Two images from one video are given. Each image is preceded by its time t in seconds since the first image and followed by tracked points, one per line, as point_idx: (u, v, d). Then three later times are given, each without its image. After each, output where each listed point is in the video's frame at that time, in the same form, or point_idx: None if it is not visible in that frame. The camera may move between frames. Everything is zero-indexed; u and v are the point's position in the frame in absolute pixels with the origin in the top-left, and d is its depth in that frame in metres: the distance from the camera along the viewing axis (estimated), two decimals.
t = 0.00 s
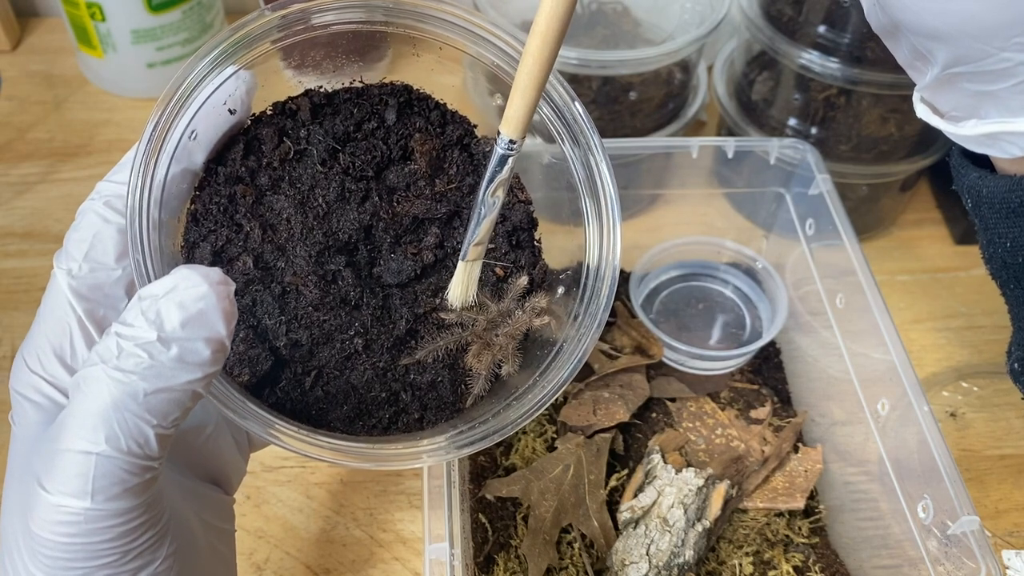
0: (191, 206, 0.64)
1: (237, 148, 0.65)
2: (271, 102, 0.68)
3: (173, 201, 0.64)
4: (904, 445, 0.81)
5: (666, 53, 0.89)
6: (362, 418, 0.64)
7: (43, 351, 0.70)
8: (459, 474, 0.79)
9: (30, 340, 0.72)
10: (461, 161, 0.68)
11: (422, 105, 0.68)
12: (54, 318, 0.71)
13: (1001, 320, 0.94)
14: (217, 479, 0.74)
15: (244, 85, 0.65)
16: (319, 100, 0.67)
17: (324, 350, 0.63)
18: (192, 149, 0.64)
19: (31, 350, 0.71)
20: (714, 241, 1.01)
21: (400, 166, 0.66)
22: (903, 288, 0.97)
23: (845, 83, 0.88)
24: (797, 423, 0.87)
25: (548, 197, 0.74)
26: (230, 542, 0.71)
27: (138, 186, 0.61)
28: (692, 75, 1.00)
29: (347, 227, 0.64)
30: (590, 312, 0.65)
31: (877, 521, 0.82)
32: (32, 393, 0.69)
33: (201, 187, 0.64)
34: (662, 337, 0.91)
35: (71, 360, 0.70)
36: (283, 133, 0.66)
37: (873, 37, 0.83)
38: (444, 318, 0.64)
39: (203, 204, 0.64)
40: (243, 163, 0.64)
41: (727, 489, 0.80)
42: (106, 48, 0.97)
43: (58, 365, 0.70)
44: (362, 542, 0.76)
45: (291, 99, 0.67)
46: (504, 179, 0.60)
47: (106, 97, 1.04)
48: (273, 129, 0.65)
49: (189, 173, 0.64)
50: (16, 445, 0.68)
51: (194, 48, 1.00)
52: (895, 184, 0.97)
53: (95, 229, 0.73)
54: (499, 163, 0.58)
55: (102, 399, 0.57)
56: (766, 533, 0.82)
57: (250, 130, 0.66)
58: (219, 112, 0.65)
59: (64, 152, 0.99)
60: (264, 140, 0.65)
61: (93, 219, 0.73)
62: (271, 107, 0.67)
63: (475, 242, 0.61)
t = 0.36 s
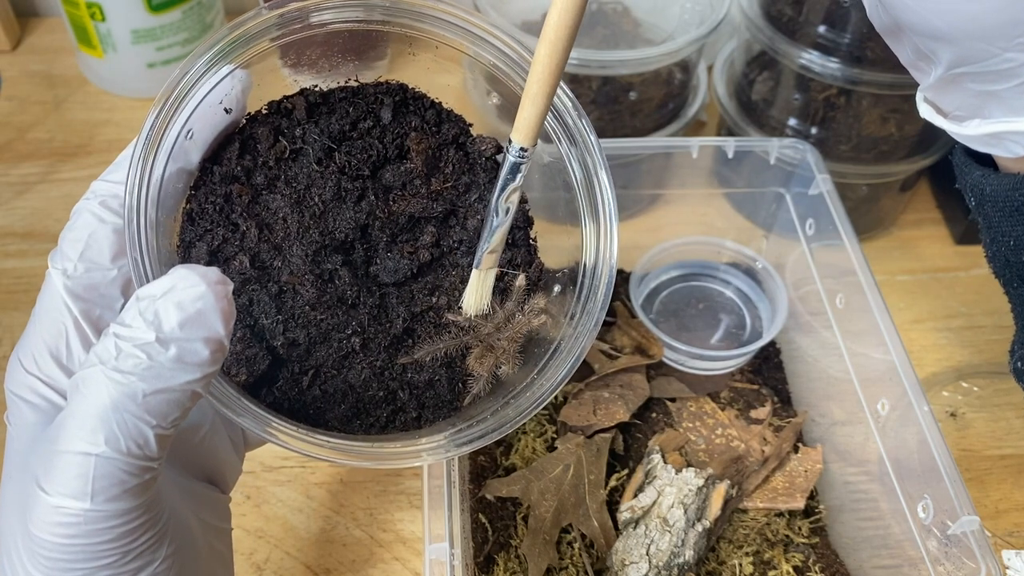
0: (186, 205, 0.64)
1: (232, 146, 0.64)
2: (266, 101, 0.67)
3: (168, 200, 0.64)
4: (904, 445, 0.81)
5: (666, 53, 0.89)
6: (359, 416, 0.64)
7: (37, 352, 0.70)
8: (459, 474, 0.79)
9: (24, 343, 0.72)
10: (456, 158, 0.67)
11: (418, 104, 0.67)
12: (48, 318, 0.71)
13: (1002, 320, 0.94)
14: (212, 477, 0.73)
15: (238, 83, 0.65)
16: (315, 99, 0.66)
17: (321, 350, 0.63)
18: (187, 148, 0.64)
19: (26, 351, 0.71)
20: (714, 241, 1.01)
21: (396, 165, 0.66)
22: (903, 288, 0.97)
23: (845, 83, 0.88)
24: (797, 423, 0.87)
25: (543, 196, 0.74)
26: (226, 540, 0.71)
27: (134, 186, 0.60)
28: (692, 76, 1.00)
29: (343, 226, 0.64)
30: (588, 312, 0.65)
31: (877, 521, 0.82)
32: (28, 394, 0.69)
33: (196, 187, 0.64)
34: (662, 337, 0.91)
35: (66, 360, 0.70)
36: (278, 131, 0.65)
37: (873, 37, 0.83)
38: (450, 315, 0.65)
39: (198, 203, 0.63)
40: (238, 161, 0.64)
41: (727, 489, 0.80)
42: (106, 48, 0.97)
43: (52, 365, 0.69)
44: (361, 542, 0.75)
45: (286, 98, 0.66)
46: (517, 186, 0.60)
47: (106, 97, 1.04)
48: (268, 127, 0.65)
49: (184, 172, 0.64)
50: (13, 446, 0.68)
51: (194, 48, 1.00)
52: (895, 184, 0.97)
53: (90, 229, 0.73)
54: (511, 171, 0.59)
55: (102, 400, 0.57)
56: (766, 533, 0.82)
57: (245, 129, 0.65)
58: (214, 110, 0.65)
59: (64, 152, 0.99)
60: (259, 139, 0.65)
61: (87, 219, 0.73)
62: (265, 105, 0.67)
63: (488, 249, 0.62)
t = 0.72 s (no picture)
0: (186, 205, 0.64)
1: (231, 146, 0.64)
2: (265, 100, 0.67)
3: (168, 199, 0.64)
4: (904, 445, 0.81)
5: (666, 53, 0.89)
6: (359, 417, 0.64)
7: (36, 353, 0.70)
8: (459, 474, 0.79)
9: (22, 343, 0.72)
10: (455, 158, 0.67)
11: (417, 103, 0.68)
12: (46, 318, 0.71)
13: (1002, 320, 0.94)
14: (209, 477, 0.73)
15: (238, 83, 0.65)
16: (314, 98, 0.66)
17: (320, 349, 0.63)
18: (186, 148, 0.64)
19: (24, 351, 0.71)
20: (714, 241, 1.01)
21: (395, 164, 0.66)
22: (903, 288, 0.97)
23: (845, 83, 0.88)
24: (797, 423, 0.87)
25: (542, 196, 0.74)
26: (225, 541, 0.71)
27: (134, 186, 0.60)
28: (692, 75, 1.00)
29: (342, 225, 0.64)
30: (588, 312, 0.65)
31: (877, 520, 0.82)
32: (28, 396, 0.69)
33: (195, 186, 0.64)
34: (662, 337, 0.91)
35: (65, 361, 0.70)
36: (277, 131, 0.65)
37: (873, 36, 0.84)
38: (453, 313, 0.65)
39: (197, 202, 0.63)
40: (237, 160, 0.64)
41: (727, 489, 0.80)
42: (106, 48, 0.97)
43: (51, 366, 0.69)
44: (362, 542, 0.76)
45: (285, 97, 0.67)
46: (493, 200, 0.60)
47: (106, 97, 1.04)
48: (266, 127, 0.65)
49: (183, 172, 0.64)
50: (12, 448, 0.68)
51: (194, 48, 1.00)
52: (895, 184, 0.97)
53: (88, 228, 0.73)
54: (488, 183, 0.58)
55: (104, 404, 0.57)
56: (766, 533, 0.82)
57: (243, 128, 0.65)
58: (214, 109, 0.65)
59: (64, 152, 0.99)
60: (258, 138, 0.65)
61: (86, 219, 0.73)
62: (264, 104, 0.67)
63: (466, 258, 0.61)
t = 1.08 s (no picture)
0: (184, 205, 0.63)
1: (230, 145, 0.64)
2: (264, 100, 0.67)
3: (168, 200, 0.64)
4: (904, 445, 0.81)
5: (666, 53, 0.89)
6: (358, 417, 0.64)
7: (33, 353, 0.70)
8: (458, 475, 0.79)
9: (18, 343, 0.71)
10: (453, 158, 0.67)
11: (415, 103, 0.67)
12: (43, 318, 0.71)
13: (1002, 320, 0.94)
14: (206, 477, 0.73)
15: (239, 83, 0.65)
16: (312, 98, 0.66)
17: (319, 350, 0.63)
18: (186, 147, 0.64)
19: (20, 352, 0.71)
20: (714, 241, 1.01)
21: (394, 164, 0.66)
22: (903, 288, 0.97)
23: (845, 83, 0.88)
24: (797, 423, 0.87)
25: (541, 197, 0.74)
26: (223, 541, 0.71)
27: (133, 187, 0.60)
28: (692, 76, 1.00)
29: (341, 226, 0.63)
30: (588, 313, 0.65)
31: (877, 520, 0.82)
32: (25, 397, 0.69)
33: (193, 186, 0.64)
34: (662, 337, 0.91)
35: (63, 362, 0.70)
36: (276, 130, 0.65)
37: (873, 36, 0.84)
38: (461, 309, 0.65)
39: (195, 202, 0.63)
40: (235, 160, 0.64)
41: (727, 489, 0.80)
42: (106, 48, 0.97)
43: (49, 367, 0.69)
44: (362, 542, 0.76)
45: (283, 96, 0.66)
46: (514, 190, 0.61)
47: (106, 97, 1.04)
48: (265, 126, 0.65)
49: (181, 172, 0.64)
50: (11, 449, 0.67)
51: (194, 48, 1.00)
52: (895, 184, 0.97)
53: (85, 229, 0.73)
54: (508, 177, 0.59)
55: (105, 407, 0.57)
56: (766, 533, 0.82)
57: (241, 127, 0.65)
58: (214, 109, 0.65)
59: (63, 152, 0.99)
60: (256, 138, 0.64)
61: (82, 219, 0.73)
62: (263, 104, 0.67)
63: (484, 253, 0.62)
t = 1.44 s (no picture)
0: (135, 200, 0.62)
1: (180, 138, 0.63)
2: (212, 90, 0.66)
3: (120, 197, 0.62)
4: (904, 445, 0.81)
5: (666, 53, 0.89)
6: (323, 405, 0.65)
7: None
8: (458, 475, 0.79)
9: None
10: (409, 144, 0.67)
11: (367, 90, 0.67)
12: None
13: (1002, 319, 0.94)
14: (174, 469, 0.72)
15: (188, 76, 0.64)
16: (263, 88, 0.65)
17: (281, 341, 0.63)
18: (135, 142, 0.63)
19: None
20: (714, 241, 1.02)
21: (348, 152, 0.65)
22: (903, 288, 0.97)
23: (845, 83, 0.88)
24: (797, 423, 0.87)
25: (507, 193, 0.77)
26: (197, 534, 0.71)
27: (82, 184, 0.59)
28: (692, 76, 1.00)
29: (298, 216, 0.63)
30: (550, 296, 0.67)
31: (877, 520, 0.82)
32: None
33: (144, 181, 0.62)
34: (662, 337, 0.91)
35: (18, 365, 0.70)
36: (227, 121, 0.64)
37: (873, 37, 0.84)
38: (421, 294, 0.65)
39: (147, 197, 0.62)
40: (187, 153, 0.63)
41: (727, 489, 0.80)
42: (106, 48, 0.97)
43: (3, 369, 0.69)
44: (361, 542, 0.75)
45: (233, 88, 0.65)
46: (460, 116, 0.61)
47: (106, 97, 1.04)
48: (216, 118, 0.64)
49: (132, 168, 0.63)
50: None
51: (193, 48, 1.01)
52: (895, 184, 0.97)
53: (36, 227, 0.72)
54: (455, 99, 0.59)
55: (72, 402, 0.57)
56: (766, 533, 0.82)
57: (192, 120, 0.64)
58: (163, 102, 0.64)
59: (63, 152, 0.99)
60: (208, 130, 0.63)
61: (33, 218, 0.72)
62: (213, 95, 0.65)
63: (420, 179, 0.62)
